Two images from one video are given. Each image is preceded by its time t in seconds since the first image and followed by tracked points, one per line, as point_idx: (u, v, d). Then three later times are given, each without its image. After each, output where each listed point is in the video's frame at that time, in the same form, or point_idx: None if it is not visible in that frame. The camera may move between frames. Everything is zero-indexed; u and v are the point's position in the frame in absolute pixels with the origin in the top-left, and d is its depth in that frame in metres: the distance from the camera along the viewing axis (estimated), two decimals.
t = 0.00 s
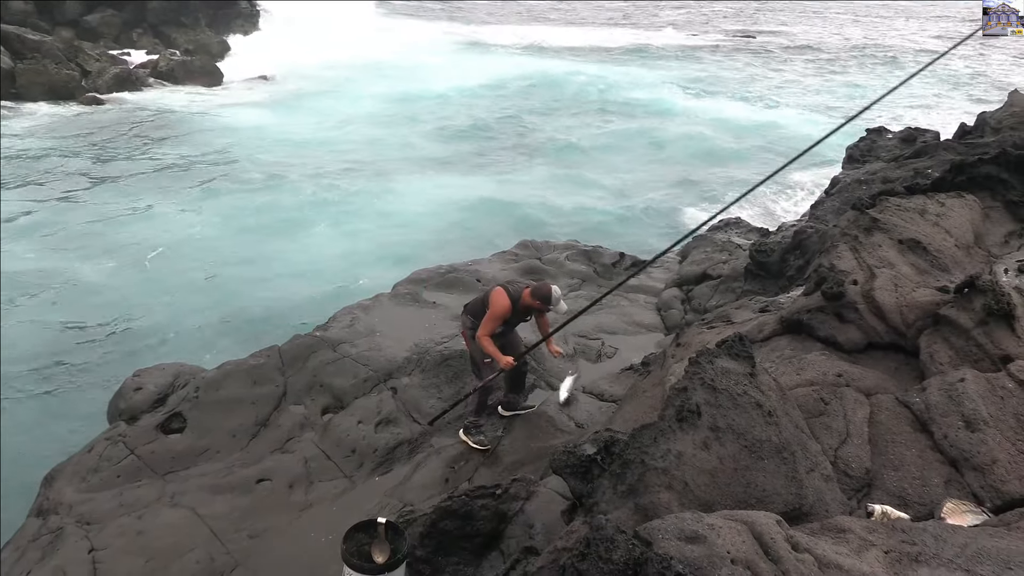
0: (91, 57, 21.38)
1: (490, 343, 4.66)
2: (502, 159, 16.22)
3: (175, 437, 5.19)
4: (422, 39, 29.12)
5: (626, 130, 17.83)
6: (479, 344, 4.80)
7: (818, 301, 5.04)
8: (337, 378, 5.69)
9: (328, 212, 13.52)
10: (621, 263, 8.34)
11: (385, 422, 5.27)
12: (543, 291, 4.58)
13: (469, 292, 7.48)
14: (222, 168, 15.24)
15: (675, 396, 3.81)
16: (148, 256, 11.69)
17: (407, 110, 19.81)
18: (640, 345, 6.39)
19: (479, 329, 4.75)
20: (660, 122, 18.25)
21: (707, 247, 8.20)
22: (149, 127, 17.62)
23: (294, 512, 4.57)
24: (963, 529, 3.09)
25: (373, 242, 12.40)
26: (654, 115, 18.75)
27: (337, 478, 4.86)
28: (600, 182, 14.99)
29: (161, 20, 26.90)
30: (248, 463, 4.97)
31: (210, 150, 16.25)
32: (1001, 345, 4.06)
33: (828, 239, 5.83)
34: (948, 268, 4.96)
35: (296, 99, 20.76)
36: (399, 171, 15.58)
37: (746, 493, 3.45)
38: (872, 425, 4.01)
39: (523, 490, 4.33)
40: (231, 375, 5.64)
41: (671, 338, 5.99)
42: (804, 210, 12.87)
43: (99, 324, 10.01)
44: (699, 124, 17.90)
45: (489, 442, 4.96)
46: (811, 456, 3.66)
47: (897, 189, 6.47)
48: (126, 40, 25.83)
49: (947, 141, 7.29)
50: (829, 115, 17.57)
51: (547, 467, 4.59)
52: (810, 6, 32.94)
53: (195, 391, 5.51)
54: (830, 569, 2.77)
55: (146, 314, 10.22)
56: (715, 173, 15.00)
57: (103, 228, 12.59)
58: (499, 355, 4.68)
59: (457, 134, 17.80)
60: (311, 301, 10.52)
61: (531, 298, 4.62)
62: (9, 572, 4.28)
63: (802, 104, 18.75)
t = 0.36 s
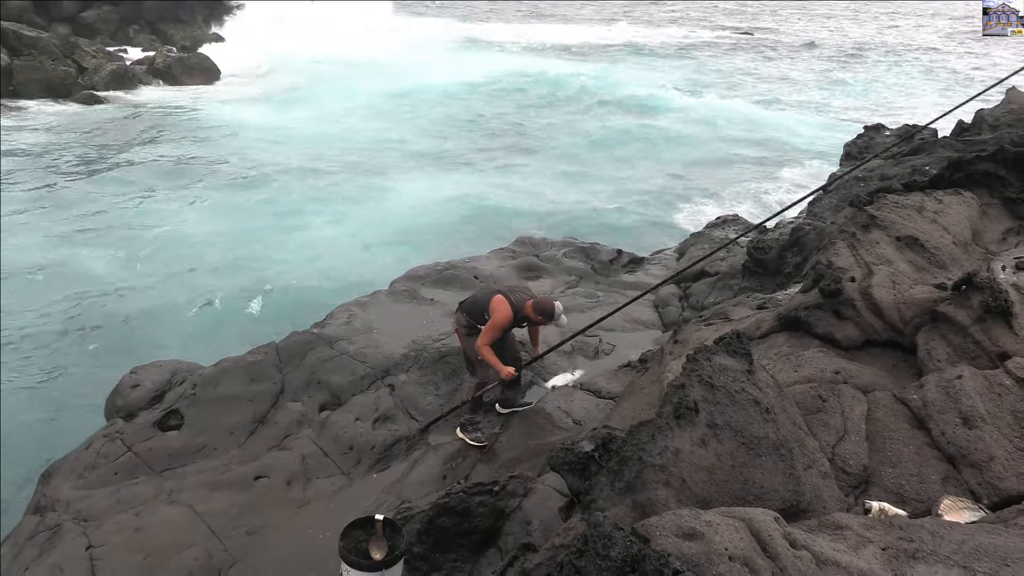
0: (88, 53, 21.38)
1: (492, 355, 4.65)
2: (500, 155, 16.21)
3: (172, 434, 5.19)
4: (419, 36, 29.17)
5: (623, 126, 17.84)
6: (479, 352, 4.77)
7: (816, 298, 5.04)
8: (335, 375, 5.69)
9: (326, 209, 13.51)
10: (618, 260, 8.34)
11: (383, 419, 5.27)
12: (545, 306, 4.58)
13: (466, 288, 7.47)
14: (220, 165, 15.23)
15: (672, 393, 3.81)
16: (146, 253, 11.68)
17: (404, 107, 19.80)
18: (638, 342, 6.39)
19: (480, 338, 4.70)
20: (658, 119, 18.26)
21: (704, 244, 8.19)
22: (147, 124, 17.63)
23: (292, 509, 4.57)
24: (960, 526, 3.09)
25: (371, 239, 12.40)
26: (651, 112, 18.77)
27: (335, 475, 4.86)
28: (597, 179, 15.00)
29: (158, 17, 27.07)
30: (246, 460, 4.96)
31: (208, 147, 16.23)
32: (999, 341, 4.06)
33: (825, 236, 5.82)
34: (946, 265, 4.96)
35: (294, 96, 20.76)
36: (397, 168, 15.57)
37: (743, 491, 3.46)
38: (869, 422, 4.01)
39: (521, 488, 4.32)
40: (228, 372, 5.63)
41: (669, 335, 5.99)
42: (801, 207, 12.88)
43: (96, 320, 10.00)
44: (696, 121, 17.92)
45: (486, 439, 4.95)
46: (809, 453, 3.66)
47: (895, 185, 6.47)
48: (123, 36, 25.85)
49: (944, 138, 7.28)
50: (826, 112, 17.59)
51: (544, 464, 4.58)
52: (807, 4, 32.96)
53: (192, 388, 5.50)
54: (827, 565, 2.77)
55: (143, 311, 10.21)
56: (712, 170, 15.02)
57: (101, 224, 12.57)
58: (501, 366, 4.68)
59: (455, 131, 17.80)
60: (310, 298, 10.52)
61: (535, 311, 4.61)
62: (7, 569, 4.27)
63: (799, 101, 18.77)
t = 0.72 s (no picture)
0: (89, 50, 21.39)
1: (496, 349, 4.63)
2: (501, 152, 16.19)
3: (174, 431, 5.19)
4: (420, 33, 29.13)
5: (624, 123, 17.81)
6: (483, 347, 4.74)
7: (818, 294, 5.03)
8: (336, 372, 5.68)
9: (328, 207, 13.51)
10: (620, 257, 8.34)
11: (384, 417, 5.27)
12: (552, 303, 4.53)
13: (468, 285, 7.47)
14: (222, 163, 15.24)
15: (675, 390, 3.81)
16: (147, 250, 11.68)
17: (406, 103, 19.78)
18: (640, 339, 6.39)
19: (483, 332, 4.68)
20: (659, 116, 18.22)
21: (706, 241, 8.19)
22: (149, 121, 17.65)
23: (294, 506, 4.57)
24: (963, 524, 3.09)
25: (373, 237, 12.40)
26: (653, 109, 18.74)
27: (336, 472, 4.85)
28: (599, 176, 14.97)
29: (159, 14, 27.08)
30: (247, 457, 4.96)
31: (210, 145, 16.24)
32: (1001, 338, 4.06)
33: (828, 233, 5.81)
34: (948, 262, 4.96)
35: (295, 93, 20.74)
36: (398, 165, 15.56)
37: (746, 488, 3.45)
38: (872, 419, 4.00)
39: (522, 485, 4.32)
40: (230, 368, 5.63)
41: (670, 331, 5.98)
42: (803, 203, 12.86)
43: (97, 318, 10.00)
44: (698, 118, 17.88)
45: (488, 436, 4.95)
46: (811, 450, 3.65)
47: (897, 182, 6.46)
48: (123, 33, 25.84)
49: (947, 134, 7.26)
50: (828, 109, 17.56)
51: (546, 461, 4.58)
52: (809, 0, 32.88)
53: (194, 385, 5.50)
54: (831, 562, 2.76)
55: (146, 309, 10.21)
56: (714, 166, 14.99)
57: (103, 221, 12.57)
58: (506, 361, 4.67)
59: (457, 128, 17.78)
60: (311, 296, 10.51)
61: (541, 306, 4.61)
62: (9, 565, 4.27)
63: (801, 98, 18.73)
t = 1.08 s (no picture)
0: (90, 50, 21.40)
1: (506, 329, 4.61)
2: (502, 152, 16.19)
3: (175, 431, 5.19)
4: (421, 34, 29.12)
5: (626, 123, 17.81)
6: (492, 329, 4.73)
7: (819, 294, 5.03)
8: (337, 372, 5.68)
9: (328, 207, 13.50)
10: (621, 256, 8.34)
11: (385, 417, 5.27)
12: (559, 275, 4.49)
13: (469, 285, 7.46)
14: (223, 163, 15.22)
15: (676, 390, 3.81)
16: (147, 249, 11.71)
17: (407, 103, 19.78)
18: (641, 339, 6.39)
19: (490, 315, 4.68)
20: (660, 115, 18.22)
21: (707, 241, 8.19)
22: (151, 122, 17.65)
23: (295, 506, 4.56)
24: (964, 523, 3.09)
25: (373, 236, 12.39)
26: (654, 108, 18.72)
27: (337, 472, 4.85)
28: (600, 176, 14.96)
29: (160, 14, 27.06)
30: (248, 457, 4.96)
31: (211, 145, 16.22)
32: (1001, 338, 4.07)
33: (829, 232, 5.81)
34: (949, 262, 4.96)
35: (296, 92, 20.73)
36: (398, 165, 15.56)
37: (747, 487, 3.45)
38: (873, 419, 4.00)
39: (524, 485, 4.32)
40: (231, 369, 5.62)
41: (671, 332, 5.97)
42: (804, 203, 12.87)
43: (96, 318, 9.99)
44: (698, 118, 17.89)
45: (489, 436, 4.95)
46: (812, 450, 3.65)
47: (897, 182, 6.46)
48: (125, 34, 25.83)
49: (948, 135, 7.26)
50: (829, 109, 17.56)
51: (547, 461, 4.59)
52: None
53: (195, 385, 5.50)
54: (831, 562, 2.76)
55: (147, 309, 10.19)
56: (715, 166, 14.99)
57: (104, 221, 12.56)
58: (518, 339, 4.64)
59: (458, 128, 17.78)
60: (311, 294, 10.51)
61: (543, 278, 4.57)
62: (9, 566, 4.27)
63: (802, 97, 18.72)
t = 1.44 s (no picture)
0: (89, 56, 21.42)
1: (526, 313, 4.78)
2: (501, 156, 16.20)
3: (174, 437, 5.18)
4: (421, 40, 29.18)
5: (624, 127, 17.85)
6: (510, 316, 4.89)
7: (817, 299, 5.04)
8: (336, 377, 5.68)
9: (327, 212, 13.49)
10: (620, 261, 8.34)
11: (384, 422, 5.27)
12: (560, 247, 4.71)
13: (468, 290, 7.46)
14: (221, 167, 15.20)
15: (674, 395, 3.83)
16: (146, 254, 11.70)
17: (405, 107, 19.79)
18: (640, 344, 6.40)
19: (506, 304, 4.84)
20: (658, 120, 18.27)
21: (706, 245, 8.20)
22: (150, 127, 17.63)
23: (293, 512, 4.56)
24: (962, 527, 3.10)
25: (372, 240, 12.38)
26: (652, 113, 18.78)
27: (336, 478, 4.84)
28: (599, 179, 14.98)
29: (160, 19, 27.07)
30: (247, 463, 4.95)
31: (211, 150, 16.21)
32: (999, 342, 4.09)
33: (827, 237, 5.83)
34: (946, 266, 4.98)
35: (295, 97, 20.74)
36: (397, 169, 15.56)
37: (746, 492, 3.45)
38: (872, 423, 4.01)
39: (523, 490, 4.33)
40: (230, 374, 5.62)
41: (671, 336, 5.98)
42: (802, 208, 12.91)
43: (96, 324, 9.97)
44: (697, 123, 17.94)
45: (489, 441, 4.96)
46: (812, 454, 3.66)
47: (895, 186, 6.48)
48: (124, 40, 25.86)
49: (945, 139, 7.29)
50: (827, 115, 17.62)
51: (546, 466, 4.59)
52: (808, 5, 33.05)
53: (194, 391, 5.49)
54: (830, 566, 2.77)
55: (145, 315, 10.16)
56: (714, 170, 15.03)
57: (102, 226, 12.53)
58: (538, 321, 4.81)
59: (457, 133, 17.79)
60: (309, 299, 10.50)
61: (547, 257, 4.80)
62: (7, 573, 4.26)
63: (800, 102, 18.79)
